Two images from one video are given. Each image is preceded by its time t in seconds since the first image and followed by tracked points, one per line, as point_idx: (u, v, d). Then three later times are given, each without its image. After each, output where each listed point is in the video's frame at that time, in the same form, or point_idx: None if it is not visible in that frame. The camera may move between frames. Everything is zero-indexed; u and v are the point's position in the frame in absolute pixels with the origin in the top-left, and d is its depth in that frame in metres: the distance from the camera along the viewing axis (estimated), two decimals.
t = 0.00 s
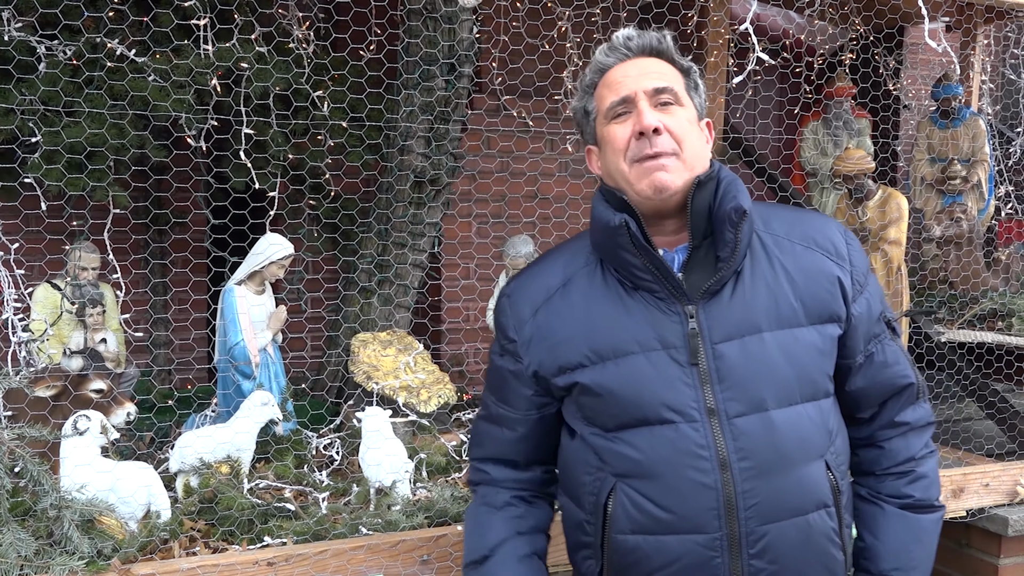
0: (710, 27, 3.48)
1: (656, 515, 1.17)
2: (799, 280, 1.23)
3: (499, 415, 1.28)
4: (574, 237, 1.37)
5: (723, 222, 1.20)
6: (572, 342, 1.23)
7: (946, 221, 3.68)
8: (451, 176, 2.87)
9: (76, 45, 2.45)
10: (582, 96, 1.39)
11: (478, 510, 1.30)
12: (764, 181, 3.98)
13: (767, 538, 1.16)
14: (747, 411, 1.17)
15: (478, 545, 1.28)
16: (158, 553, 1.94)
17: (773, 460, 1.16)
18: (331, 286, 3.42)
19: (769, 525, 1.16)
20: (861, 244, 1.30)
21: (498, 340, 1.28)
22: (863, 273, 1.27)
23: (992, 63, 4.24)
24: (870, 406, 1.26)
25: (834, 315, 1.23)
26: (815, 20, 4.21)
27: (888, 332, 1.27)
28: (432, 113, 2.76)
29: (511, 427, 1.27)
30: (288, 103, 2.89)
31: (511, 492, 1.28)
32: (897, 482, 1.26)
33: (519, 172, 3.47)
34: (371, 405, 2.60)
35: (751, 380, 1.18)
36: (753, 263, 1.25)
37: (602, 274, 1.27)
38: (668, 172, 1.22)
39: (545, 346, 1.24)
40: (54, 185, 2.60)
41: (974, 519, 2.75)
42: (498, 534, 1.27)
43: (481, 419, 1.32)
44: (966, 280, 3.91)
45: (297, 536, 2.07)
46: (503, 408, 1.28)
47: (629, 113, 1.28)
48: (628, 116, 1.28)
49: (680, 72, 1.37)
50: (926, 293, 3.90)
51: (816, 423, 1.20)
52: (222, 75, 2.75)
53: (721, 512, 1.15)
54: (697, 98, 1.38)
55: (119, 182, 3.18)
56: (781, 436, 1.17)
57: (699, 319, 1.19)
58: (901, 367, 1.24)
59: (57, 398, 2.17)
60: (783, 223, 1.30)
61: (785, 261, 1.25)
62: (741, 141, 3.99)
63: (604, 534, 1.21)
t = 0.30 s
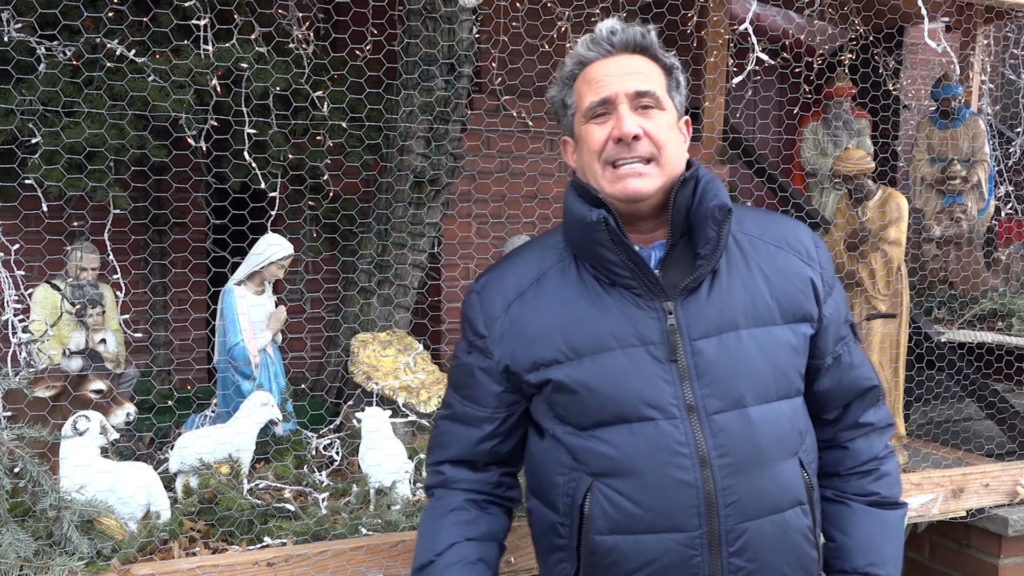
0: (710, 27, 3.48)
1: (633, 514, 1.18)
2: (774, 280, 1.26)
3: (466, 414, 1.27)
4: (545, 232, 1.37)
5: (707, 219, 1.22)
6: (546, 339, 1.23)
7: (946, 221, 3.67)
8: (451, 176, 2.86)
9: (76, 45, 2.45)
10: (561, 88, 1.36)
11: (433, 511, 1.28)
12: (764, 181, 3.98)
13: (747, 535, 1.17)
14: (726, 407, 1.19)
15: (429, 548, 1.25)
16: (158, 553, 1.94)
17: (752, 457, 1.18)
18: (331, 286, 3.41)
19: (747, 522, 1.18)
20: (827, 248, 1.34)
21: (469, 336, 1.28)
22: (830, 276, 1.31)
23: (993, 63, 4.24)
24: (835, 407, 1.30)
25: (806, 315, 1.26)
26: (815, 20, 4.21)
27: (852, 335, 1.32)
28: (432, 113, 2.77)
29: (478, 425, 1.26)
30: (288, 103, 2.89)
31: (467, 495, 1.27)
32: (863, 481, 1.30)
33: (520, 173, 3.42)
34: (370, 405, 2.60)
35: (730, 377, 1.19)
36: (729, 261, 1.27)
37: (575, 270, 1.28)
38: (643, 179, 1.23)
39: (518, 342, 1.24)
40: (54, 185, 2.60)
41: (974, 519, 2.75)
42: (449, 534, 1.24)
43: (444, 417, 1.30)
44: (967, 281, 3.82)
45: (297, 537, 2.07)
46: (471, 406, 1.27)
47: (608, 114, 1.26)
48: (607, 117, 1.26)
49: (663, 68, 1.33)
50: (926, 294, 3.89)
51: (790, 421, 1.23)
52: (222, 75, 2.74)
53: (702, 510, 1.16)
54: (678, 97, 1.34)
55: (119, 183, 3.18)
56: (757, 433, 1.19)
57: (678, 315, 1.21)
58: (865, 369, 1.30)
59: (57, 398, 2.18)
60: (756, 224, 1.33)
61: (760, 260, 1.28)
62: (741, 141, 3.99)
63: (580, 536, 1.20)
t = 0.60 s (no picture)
0: (710, 27, 3.50)
1: (616, 528, 1.18)
2: (754, 284, 1.26)
3: (447, 426, 1.27)
4: (522, 236, 1.36)
5: (688, 227, 1.21)
6: (526, 351, 1.22)
7: (946, 220, 3.67)
8: (450, 176, 2.86)
9: (75, 46, 2.45)
10: (536, 90, 1.32)
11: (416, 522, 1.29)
12: (764, 181, 3.98)
13: (732, 545, 1.18)
14: (708, 418, 1.18)
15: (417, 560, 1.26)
16: (158, 553, 1.95)
17: (735, 467, 1.18)
18: (331, 286, 3.41)
19: (732, 533, 1.18)
20: (807, 245, 1.34)
21: (447, 347, 1.27)
22: (810, 274, 1.31)
23: (993, 63, 4.24)
24: (816, 405, 1.32)
25: (787, 319, 1.27)
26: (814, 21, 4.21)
27: (831, 333, 1.33)
28: (431, 113, 2.77)
29: (461, 437, 1.26)
30: (287, 103, 2.89)
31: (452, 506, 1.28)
32: (843, 476, 1.33)
33: (519, 173, 3.39)
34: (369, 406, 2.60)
35: (711, 387, 1.19)
36: (710, 265, 1.26)
37: (553, 278, 1.27)
38: (620, 192, 1.21)
39: (498, 353, 1.23)
40: (54, 186, 2.60)
41: (974, 519, 2.75)
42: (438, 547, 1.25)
43: (423, 428, 1.30)
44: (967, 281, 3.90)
45: (297, 537, 2.07)
46: (451, 419, 1.26)
47: (584, 123, 1.23)
48: (584, 128, 1.23)
49: (642, 71, 1.28)
50: (926, 294, 3.88)
51: (771, 426, 1.23)
52: (221, 76, 2.74)
53: (686, 524, 1.16)
54: (656, 101, 1.29)
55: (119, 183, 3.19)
56: (740, 442, 1.20)
57: (659, 325, 1.20)
58: (845, 367, 1.32)
59: (56, 399, 2.18)
60: (736, 224, 1.32)
61: (740, 264, 1.27)
62: (741, 141, 4.05)
63: (564, 548, 1.20)
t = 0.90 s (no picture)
0: (710, 26, 3.50)
1: (605, 526, 1.17)
2: (738, 277, 1.26)
3: (434, 424, 1.24)
4: (503, 239, 1.35)
5: (663, 219, 1.21)
6: (508, 349, 1.20)
7: (946, 220, 3.67)
8: (450, 177, 2.86)
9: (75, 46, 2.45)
10: (521, 83, 1.33)
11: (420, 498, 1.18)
12: (764, 181, 3.98)
13: (721, 539, 1.18)
14: (693, 412, 1.18)
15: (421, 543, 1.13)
16: (158, 554, 1.95)
17: (721, 461, 1.18)
18: (330, 286, 3.41)
19: (721, 527, 1.18)
20: (789, 238, 1.35)
21: (428, 346, 1.25)
22: (794, 267, 1.32)
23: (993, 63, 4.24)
24: (807, 397, 1.33)
25: (773, 311, 1.27)
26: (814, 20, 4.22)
27: (818, 324, 1.34)
28: (431, 114, 2.77)
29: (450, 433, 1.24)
30: (286, 104, 2.88)
31: (454, 483, 1.18)
32: (839, 466, 1.34)
33: (519, 173, 3.41)
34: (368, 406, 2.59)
35: (696, 381, 1.19)
36: (691, 260, 1.27)
37: (536, 277, 1.26)
38: (596, 181, 1.22)
39: (479, 351, 1.21)
40: (54, 187, 2.60)
41: (974, 519, 2.75)
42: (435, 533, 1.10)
43: (408, 430, 1.28)
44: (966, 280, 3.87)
45: (297, 538, 2.07)
46: (438, 414, 1.24)
47: (563, 113, 1.25)
48: (562, 116, 1.25)
49: (625, 69, 1.30)
50: (926, 294, 3.82)
51: (758, 420, 1.23)
52: (221, 76, 2.74)
53: (675, 519, 1.16)
54: (638, 100, 1.31)
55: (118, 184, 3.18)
56: (727, 435, 1.19)
57: (641, 320, 1.20)
58: (833, 358, 1.32)
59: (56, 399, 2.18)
60: (716, 220, 1.33)
61: (722, 258, 1.28)
62: (741, 141, 4.05)
63: (554, 550, 1.19)
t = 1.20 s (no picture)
0: (709, 27, 3.50)
1: (605, 525, 1.16)
2: (734, 277, 1.27)
3: (438, 418, 1.21)
4: (498, 238, 1.36)
5: (663, 218, 1.22)
6: (507, 345, 1.20)
7: (946, 220, 3.68)
8: (450, 177, 2.87)
9: (75, 48, 2.46)
10: (518, 81, 1.33)
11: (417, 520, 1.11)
12: (764, 181, 3.99)
13: (719, 538, 1.18)
14: (692, 411, 1.18)
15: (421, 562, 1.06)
16: (158, 554, 1.95)
17: (720, 459, 1.19)
18: (331, 287, 3.41)
19: (720, 525, 1.18)
20: (782, 241, 1.36)
21: (425, 341, 1.24)
22: (787, 269, 1.33)
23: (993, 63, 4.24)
24: (800, 398, 1.34)
25: (768, 312, 1.27)
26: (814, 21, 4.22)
27: (811, 326, 1.35)
28: (430, 114, 2.77)
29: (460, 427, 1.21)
30: (286, 105, 2.89)
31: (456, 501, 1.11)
32: (830, 466, 1.34)
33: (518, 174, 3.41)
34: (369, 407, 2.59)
35: (695, 379, 1.19)
36: (688, 259, 1.27)
37: (534, 275, 1.26)
38: (594, 180, 1.22)
39: (476, 345, 1.20)
40: (54, 188, 2.60)
41: (974, 519, 2.75)
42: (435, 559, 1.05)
43: (407, 425, 1.24)
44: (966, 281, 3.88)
45: (297, 538, 2.08)
46: (448, 403, 1.21)
47: (561, 112, 1.25)
48: (560, 115, 1.24)
49: (623, 68, 1.30)
50: (926, 294, 3.82)
51: (755, 419, 1.24)
52: (221, 77, 2.75)
53: (673, 517, 1.16)
54: (635, 100, 1.32)
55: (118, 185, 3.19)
56: (725, 434, 1.20)
57: (640, 319, 1.20)
58: (826, 359, 1.34)
59: (56, 400, 2.18)
60: (712, 221, 1.34)
61: (718, 258, 1.28)
62: (740, 141, 4.05)
63: (552, 550, 1.18)
